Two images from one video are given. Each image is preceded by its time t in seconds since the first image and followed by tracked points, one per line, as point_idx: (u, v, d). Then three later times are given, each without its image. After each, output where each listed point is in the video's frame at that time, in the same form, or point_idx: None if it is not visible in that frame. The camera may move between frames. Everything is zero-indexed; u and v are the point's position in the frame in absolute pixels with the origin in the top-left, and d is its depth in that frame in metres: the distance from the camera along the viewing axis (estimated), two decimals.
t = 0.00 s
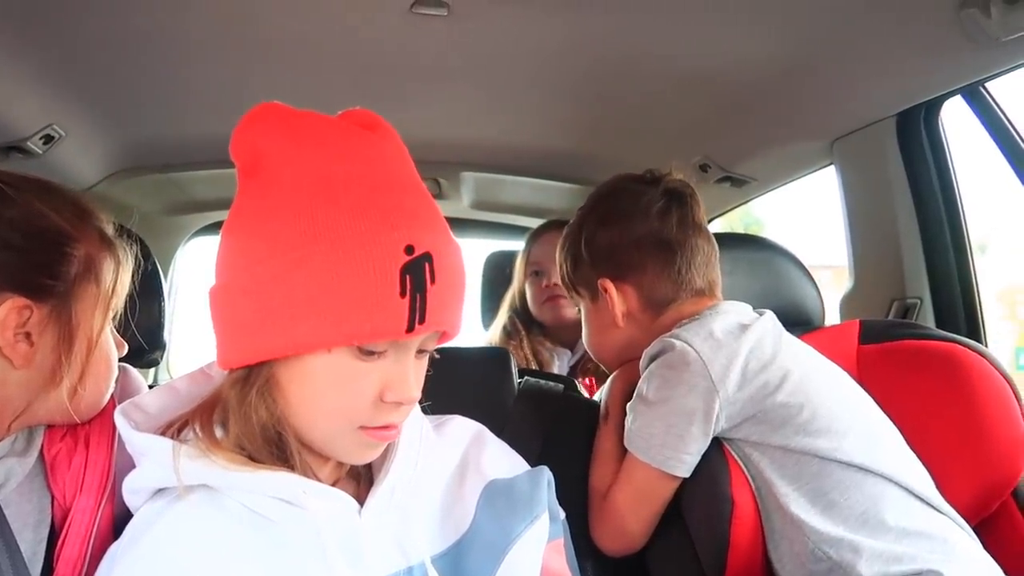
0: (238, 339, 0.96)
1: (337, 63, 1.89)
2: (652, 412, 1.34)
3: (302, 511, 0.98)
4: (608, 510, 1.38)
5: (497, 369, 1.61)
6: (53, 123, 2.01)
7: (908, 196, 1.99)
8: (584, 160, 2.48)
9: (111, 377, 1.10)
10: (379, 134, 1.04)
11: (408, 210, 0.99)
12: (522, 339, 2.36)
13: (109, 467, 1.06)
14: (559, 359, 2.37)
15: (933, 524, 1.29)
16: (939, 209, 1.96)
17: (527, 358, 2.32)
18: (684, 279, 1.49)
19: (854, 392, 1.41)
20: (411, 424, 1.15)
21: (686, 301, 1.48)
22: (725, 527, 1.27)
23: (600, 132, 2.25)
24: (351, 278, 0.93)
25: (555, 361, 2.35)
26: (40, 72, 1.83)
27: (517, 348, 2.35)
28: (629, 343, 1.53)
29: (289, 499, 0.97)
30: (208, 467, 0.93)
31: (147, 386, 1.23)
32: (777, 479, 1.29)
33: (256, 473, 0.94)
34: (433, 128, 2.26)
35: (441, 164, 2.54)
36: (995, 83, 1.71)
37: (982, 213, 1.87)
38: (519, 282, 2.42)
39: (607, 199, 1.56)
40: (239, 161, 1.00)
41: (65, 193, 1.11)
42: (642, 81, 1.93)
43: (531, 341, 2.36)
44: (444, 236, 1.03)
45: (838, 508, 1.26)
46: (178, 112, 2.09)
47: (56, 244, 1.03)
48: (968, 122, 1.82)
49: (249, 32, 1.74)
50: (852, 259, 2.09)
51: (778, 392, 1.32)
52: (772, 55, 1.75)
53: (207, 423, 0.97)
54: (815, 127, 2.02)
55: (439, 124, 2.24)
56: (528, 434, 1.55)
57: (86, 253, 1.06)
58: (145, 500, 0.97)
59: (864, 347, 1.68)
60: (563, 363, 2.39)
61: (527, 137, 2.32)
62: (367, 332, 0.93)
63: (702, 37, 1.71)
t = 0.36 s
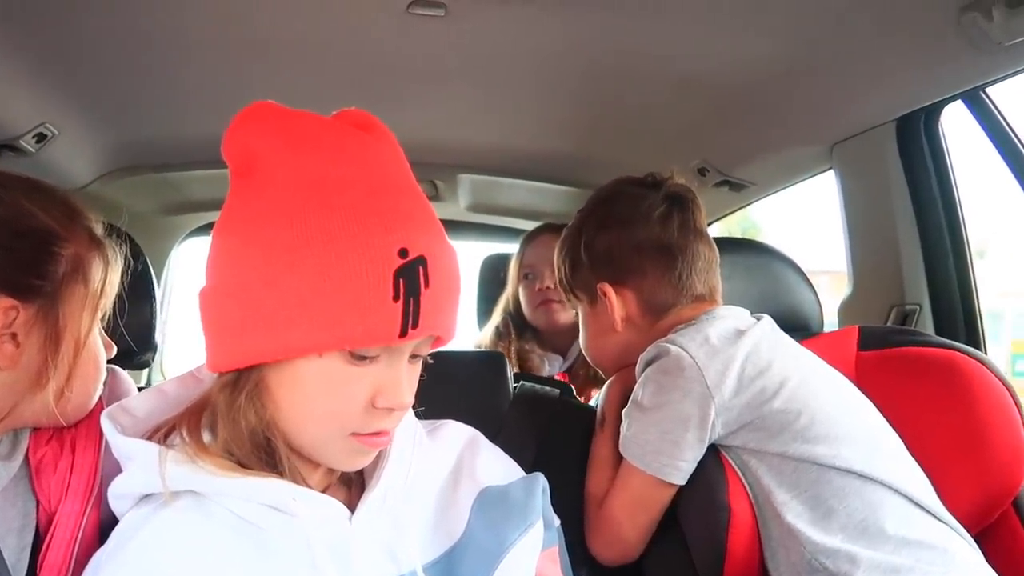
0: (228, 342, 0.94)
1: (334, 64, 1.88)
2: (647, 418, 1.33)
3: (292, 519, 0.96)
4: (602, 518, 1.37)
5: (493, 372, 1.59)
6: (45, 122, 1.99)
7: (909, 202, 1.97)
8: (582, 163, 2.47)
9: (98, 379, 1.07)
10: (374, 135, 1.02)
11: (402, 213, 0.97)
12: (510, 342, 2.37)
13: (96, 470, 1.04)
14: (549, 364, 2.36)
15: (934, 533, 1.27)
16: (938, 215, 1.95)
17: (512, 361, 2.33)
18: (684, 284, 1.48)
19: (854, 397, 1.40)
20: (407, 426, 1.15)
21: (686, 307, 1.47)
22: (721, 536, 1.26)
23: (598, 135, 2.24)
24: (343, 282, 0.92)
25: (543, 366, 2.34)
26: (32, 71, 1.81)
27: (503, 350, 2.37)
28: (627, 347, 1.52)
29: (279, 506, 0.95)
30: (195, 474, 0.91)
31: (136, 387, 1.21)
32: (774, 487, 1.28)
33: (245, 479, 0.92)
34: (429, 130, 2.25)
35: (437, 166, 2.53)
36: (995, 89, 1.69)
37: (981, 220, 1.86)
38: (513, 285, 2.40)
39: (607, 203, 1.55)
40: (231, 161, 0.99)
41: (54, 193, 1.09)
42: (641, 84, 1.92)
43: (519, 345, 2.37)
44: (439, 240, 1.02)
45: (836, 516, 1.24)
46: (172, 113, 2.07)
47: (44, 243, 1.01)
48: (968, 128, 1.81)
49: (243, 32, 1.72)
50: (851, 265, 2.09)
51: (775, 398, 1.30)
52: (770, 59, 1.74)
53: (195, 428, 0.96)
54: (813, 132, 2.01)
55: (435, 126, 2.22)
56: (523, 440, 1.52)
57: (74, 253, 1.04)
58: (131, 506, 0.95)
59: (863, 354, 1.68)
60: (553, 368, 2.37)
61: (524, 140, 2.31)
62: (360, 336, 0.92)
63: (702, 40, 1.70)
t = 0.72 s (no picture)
0: (201, 376, 0.86)
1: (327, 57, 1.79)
2: (649, 443, 1.25)
3: (269, 567, 0.89)
4: (603, 547, 1.30)
5: (485, 388, 1.53)
6: (21, 116, 1.91)
7: (924, 210, 1.90)
8: (582, 161, 2.39)
9: (65, 404, 1.01)
10: (363, 149, 0.94)
11: (392, 236, 0.89)
12: (493, 350, 2.34)
13: (60, 506, 0.98)
14: (536, 368, 2.29)
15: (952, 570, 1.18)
16: (954, 224, 1.87)
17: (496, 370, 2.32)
18: (690, 300, 1.41)
19: (870, 420, 1.31)
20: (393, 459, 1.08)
21: (692, 323, 1.41)
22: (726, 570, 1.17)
23: (599, 132, 2.16)
24: (327, 315, 0.84)
25: (529, 371, 2.28)
26: (5, 64, 1.72)
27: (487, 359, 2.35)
28: (629, 366, 1.46)
29: (254, 555, 0.88)
30: (160, 522, 0.84)
31: (107, 409, 1.14)
32: (781, 518, 1.19)
33: (216, 526, 0.85)
34: (424, 126, 2.17)
35: (432, 162, 2.45)
36: (1020, 94, 1.62)
37: (999, 231, 1.79)
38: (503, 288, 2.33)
39: (608, 213, 1.48)
40: (205, 175, 0.90)
41: (15, 206, 1.01)
42: (647, 82, 1.83)
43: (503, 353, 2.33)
44: (431, 264, 0.94)
45: (849, 549, 1.15)
46: (155, 107, 1.99)
47: None
48: (989, 133, 1.73)
49: (227, 24, 1.64)
50: (859, 271, 2.01)
51: (783, 423, 1.22)
52: (781, 58, 1.66)
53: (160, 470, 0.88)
54: (823, 134, 1.93)
55: (430, 122, 2.14)
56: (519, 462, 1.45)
57: (34, 271, 0.96)
58: (94, 552, 0.88)
59: (874, 370, 1.60)
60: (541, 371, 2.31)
61: (523, 137, 2.23)
62: (344, 374, 0.84)
63: (714, 38, 1.62)
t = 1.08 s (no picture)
0: (78, 421, 0.75)
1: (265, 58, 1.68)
2: (599, 478, 1.17)
3: None
4: None
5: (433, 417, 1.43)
6: None
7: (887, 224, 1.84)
8: (539, 169, 2.31)
9: None
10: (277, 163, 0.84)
11: (302, 261, 0.79)
12: (452, 361, 2.24)
13: None
14: (494, 381, 2.20)
15: None
16: (918, 240, 1.81)
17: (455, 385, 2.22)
18: (644, 323, 1.35)
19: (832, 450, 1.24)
20: (320, 497, 1.01)
21: (646, 347, 1.35)
22: None
23: (555, 140, 2.07)
24: (226, 354, 0.74)
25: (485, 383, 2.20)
26: None
27: (445, 374, 2.24)
28: (580, 391, 1.39)
29: None
30: None
31: None
32: (739, 559, 1.11)
33: None
34: (372, 132, 2.07)
35: (383, 168, 2.35)
36: (986, 107, 1.55)
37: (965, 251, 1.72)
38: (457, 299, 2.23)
39: (559, 229, 1.40)
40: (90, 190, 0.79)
41: None
42: (604, 90, 1.76)
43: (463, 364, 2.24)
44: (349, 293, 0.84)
45: None
46: (81, 110, 1.86)
47: None
48: (954, 147, 1.67)
49: (150, 22, 1.53)
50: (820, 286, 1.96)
51: (741, 455, 1.14)
52: (740, 66, 1.59)
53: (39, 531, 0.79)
54: (784, 146, 1.87)
55: (378, 128, 2.04)
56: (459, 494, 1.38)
57: None
58: None
59: (837, 394, 1.53)
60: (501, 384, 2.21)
61: (476, 144, 2.14)
62: (243, 420, 0.74)
63: (672, 45, 1.55)
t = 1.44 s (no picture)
0: None
1: None
2: (572, 506, 0.98)
3: None
4: None
5: (378, 418, 1.26)
6: None
7: (899, 214, 1.67)
8: (516, 140, 2.12)
9: None
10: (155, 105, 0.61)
11: (178, 238, 0.57)
12: (432, 350, 2.05)
13: None
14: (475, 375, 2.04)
15: None
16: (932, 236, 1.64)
17: (437, 377, 2.02)
18: (631, 321, 1.17)
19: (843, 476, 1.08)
20: (229, 532, 0.84)
21: (632, 349, 1.17)
22: None
23: (536, 108, 1.88)
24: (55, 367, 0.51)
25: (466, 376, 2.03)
26: None
27: (423, 365, 2.05)
28: (553, 396, 1.21)
29: None
30: None
31: None
32: None
33: None
34: (332, 90, 1.87)
35: (345, 132, 2.14)
36: None
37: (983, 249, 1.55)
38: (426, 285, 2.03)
39: (535, 209, 1.21)
40: None
41: None
42: (594, 53, 1.56)
43: (444, 353, 2.07)
44: (247, 285, 0.63)
45: None
46: None
47: None
48: (982, 132, 1.50)
49: None
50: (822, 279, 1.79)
51: (742, 486, 0.97)
52: (747, 32, 1.41)
53: None
54: (787, 124, 1.70)
55: (339, 85, 1.84)
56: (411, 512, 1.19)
57: None
58: None
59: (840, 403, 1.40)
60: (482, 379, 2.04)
61: (448, 108, 1.94)
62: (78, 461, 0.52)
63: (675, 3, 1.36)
